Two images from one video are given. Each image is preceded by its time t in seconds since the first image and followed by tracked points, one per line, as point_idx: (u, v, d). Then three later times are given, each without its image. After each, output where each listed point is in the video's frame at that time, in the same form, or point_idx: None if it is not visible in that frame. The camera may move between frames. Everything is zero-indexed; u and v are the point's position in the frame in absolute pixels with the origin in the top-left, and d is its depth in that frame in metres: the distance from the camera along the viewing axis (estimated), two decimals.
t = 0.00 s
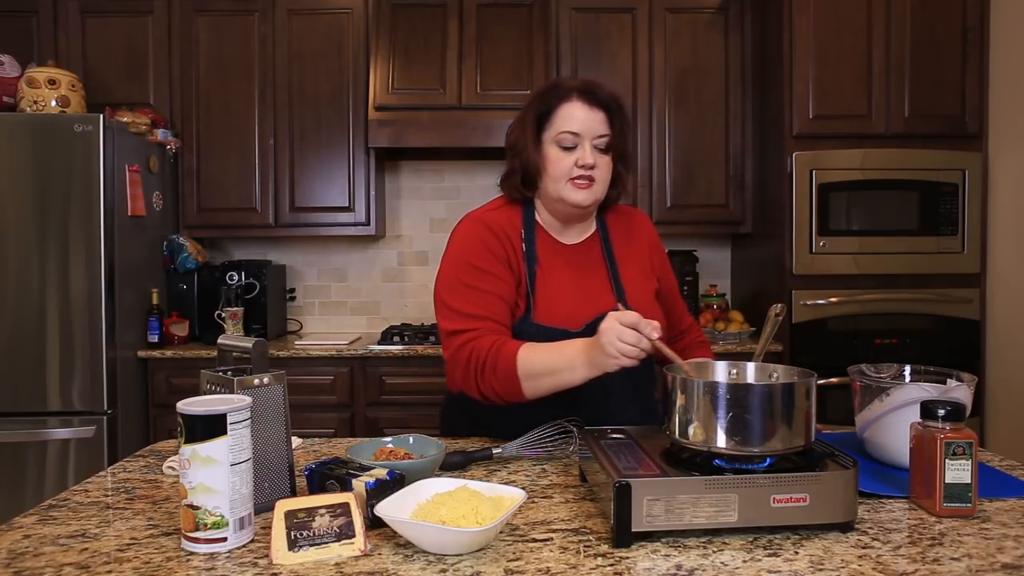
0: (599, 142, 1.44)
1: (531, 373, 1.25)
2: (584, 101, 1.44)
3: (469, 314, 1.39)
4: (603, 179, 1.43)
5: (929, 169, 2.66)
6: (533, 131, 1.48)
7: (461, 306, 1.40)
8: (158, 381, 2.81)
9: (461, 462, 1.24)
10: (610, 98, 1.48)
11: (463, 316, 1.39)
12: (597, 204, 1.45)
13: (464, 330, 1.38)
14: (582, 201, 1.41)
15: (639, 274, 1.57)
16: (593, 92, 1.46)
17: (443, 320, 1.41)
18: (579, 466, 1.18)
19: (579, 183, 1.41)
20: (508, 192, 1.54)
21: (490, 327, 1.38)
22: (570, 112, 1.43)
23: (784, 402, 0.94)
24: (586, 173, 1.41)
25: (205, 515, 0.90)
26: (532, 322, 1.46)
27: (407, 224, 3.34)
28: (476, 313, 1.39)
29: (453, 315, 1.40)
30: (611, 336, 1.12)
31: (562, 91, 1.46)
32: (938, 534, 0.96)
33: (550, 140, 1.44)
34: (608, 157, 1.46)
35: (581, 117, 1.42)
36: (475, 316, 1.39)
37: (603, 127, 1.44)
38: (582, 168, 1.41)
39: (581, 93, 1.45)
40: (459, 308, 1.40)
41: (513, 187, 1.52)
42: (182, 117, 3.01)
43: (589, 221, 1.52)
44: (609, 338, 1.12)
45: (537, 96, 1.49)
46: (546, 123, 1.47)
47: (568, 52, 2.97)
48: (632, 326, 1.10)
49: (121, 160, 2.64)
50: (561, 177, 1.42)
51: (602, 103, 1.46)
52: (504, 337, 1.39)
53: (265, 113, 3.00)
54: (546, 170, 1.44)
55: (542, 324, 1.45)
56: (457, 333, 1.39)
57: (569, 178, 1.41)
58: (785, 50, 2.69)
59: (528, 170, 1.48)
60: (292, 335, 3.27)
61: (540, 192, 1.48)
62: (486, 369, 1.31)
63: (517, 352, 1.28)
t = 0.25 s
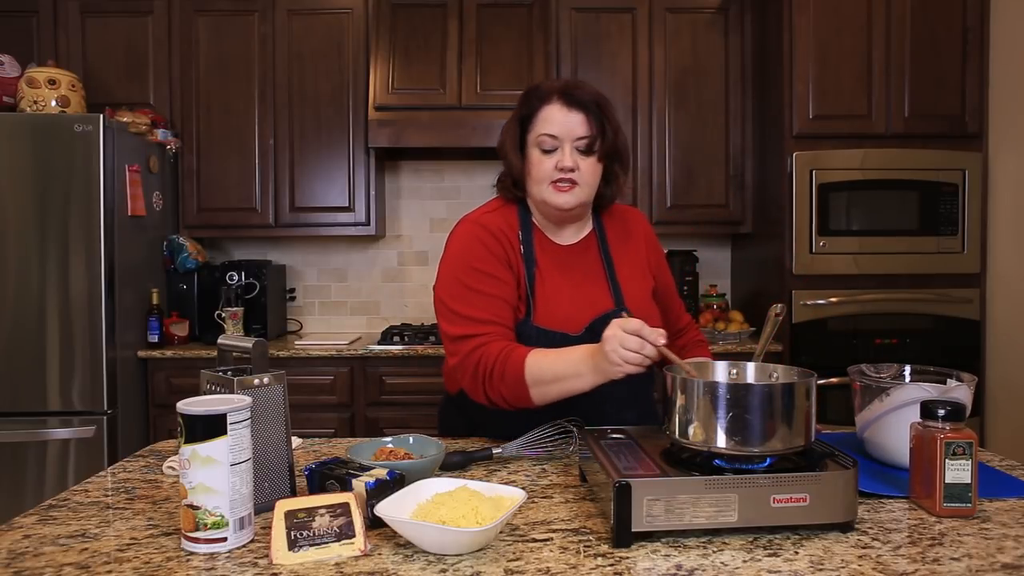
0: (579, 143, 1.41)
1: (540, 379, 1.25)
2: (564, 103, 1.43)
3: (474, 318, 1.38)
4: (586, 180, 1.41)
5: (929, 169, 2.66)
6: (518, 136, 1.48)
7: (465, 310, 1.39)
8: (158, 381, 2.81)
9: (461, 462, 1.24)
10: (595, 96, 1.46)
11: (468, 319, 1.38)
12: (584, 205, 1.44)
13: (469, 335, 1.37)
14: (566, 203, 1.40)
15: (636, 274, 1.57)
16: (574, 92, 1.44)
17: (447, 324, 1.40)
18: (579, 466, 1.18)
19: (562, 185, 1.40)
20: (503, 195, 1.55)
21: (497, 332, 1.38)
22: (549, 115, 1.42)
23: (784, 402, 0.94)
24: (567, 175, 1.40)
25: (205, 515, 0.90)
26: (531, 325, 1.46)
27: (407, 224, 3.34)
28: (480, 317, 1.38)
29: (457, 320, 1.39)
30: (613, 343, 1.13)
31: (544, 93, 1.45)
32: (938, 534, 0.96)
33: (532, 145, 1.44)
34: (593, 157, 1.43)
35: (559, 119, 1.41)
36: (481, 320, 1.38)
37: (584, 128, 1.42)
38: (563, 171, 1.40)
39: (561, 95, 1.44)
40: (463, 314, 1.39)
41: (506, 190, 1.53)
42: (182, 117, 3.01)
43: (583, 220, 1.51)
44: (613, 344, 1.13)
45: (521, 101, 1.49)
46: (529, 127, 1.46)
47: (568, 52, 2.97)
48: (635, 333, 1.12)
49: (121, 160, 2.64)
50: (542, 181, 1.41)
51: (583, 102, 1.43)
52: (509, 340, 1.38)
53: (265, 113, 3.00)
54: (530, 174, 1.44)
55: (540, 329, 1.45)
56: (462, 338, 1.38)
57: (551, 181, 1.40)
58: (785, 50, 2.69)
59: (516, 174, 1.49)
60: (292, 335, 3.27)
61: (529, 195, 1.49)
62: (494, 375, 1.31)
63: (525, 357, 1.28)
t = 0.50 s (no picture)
0: (568, 146, 1.39)
1: (545, 378, 1.25)
2: (552, 104, 1.40)
3: (474, 319, 1.38)
4: (575, 183, 1.39)
5: (929, 169, 2.66)
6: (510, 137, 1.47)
7: (466, 310, 1.39)
8: (158, 381, 2.81)
9: (461, 462, 1.24)
10: (585, 95, 1.42)
11: (469, 319, 1.39)
12: (575, 207, 1.42)
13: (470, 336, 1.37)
14: (555, 207, 1.39)
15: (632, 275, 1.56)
16: (563, 93, 1.41)
17: (447, 325, 1.41)
18: (579, 466, 1.18)
19: (550, 188, 1.38)
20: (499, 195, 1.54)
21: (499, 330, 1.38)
22: (537, 117, 1.40)
23: (784, 402, 0.94)
24: (555, 179, 1.38)
25: (205, 515, 0.90)
26: (526, 327, 1.47)
27: (407, 225, 3.34)
28: (481, 317, 1.39)
29: (457, 322, 1.39)
30: (625, 341, 1.14)
31: (533, 95, 1.43)
32: (938, 534, 0.96)
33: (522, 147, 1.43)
34: (583, 159, 1.40)
35: (547, 121, 1.39)
36: (482, 320, 1.38)
37: (573, 129, 1.39)
38: (551, 174, 1.38)
39: (549, 96, 1.41)
40: (464, 315, 1.39)
41: (502, 191, 1.53)
42: (182, 117, 3.01)
43: (578, 220, 1.50)
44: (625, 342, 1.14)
45: (512, 102, 1.48)
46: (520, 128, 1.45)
47: (568, 52, 2.97)
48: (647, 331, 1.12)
49: (121, 160, 2.64)
50: (531, 184, 1.40)
51: (572, 103, 1.40)
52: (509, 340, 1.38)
53: (265, 113, 3.00)
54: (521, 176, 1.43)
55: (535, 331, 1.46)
56: (465, 338, 1.38)
57: (539, 185, 1.39)
58: (785, 50, 2.69)
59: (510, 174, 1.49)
60: (292, 335, 3.27)
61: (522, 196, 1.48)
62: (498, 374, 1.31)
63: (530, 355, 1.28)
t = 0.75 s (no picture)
0: (567, 147, 1.39)
1: (539, 380, 1.26)
2: (550, 105, 1.40)
3: (468, 323, 1.39)
4: (575, 185, 1.40)
5: (929, 169, 2.67)
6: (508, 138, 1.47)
7: (459, 315, 1.40)
8: (158, 381, 2.81)
9: (461, 462, 1.24)
10: (583, 95, 1.42)
11: (462, 324, 1.39)
12: (575, 208, 1.42)
13: (465, 339, 1.38)
14: (555, 209, 1.39)
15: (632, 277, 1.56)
16: (561, 93, 1.41)
17: (443, 329, 1.41)
18: (579, 466, 1.18)
19: (550, 191, 1.39)
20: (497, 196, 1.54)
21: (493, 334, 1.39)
22: (536, 118, 1.39)
23: (784, 402, 0.94)
24: (555, 181, 1.38)
25: (205, 515, 0.90)
26: (524, 329, 1.47)
27: (407, 225, 3.34)
28: (475, 321, 1.39)
29: (452, 326, 1.40)
30: (620, 345, 1.14)
31: (531, 95, 1.43)
32: (938, 534, 0.96)
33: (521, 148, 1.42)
34: (583, 160, 1.41)
35: (545, 123, 1.38)
36: (475, 325, 1.38)
37: (571, 131, 1.39)
38: (550, 176, 1.38)
39: (548, 97, 1.41)
40: (458, 319, 1.39)
41: (501, 192, 1.53)
42: (182, 117, 3.01)
43: (577, 222, 1.50)
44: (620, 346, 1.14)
45: (510, 103, 1.47)
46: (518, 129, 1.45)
47: (568, 52, 2.97)
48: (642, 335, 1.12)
49: (121, 160, 2.64)
50: (532, 186, 1.40)
51: (570, 104, 1.40)
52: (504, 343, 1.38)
53: (265, 113, 3.00)
54: (520, 178, 1.43)
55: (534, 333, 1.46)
56: (458, 342, 1.39)
57: (539, 187, 1.39)
58: (785, 50, 2.69)
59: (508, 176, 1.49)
60: (292, 335, 3.27)
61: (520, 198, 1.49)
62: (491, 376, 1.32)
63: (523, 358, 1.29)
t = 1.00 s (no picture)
0: (566, 147, 1.39)
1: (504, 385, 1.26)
2: (549, 105, 1.40)
3: (450, 328, 1.39)
4: (575, 184, 1.39)
5: (929, 169, 2.67)
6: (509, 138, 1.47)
7: (444, 319, 1.40)
8: (158, 381, 2.81)
9: (461, 462, 1.24)
10: (583, 95, 1.42)
11: (445, 329, 1.39)
12: (575, 208, 1.42)
13: (447, 342, 1.38)
14: (555, 209, 1.39)
15: (633, 278, 1.56)
16: (560, 93, 1.40)
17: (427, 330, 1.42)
18: (579, 466, 1.18)
19: (549, 191, 1.38)
20: (500, 196, 1.54)
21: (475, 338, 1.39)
22: (535, 118, 1.39)
23: (784, 402, 0.94)
24: (554, 181, 1.38)
25: (205, 515, 0.90)
26: (523, 331, 1.46)
27: (407, 225, 3.34)
28: (458, 328, 1.39)
29: (438, 329, 1.39)
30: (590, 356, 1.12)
31: (531, 95, 1.43)
32: (939, 534, 0.96)
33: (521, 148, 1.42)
34: (582, 160, 1.40)
35: (544, 123, 1.38)
36: (456, 331, 1.39)
37: (571, 130, 1.38)
38: (549, 176, 1.38)
39: (547, 97, 1.40)
40: (443, 322, 1.39)
41: (503, 191, 1.53)
42: (182, 117, 3.01)
43: (578, 221, 1.49)
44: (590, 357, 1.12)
45: (511, 103, 1.47)
46: (518, 129, 1.44)
47: (568, 52, 2.97)
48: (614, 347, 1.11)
49: (121, 160, 2.64)
50: (531, 186, 1.40)
51: (570, 104, 1.40)
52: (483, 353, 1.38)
53: (265, 113, 3.00)
54: (521, 178, 1.43)
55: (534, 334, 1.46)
56: (437, 346, 1.39)
57: (538, 187, 1.39)
58: (785, 50, 2.69)
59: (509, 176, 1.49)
60: (292, 335, 3.27)
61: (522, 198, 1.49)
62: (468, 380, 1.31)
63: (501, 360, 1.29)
